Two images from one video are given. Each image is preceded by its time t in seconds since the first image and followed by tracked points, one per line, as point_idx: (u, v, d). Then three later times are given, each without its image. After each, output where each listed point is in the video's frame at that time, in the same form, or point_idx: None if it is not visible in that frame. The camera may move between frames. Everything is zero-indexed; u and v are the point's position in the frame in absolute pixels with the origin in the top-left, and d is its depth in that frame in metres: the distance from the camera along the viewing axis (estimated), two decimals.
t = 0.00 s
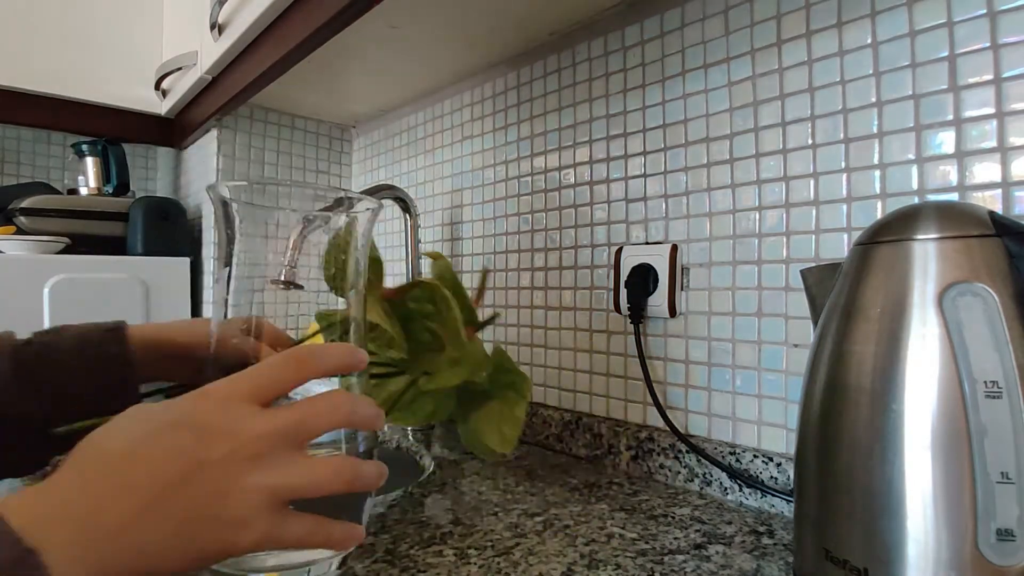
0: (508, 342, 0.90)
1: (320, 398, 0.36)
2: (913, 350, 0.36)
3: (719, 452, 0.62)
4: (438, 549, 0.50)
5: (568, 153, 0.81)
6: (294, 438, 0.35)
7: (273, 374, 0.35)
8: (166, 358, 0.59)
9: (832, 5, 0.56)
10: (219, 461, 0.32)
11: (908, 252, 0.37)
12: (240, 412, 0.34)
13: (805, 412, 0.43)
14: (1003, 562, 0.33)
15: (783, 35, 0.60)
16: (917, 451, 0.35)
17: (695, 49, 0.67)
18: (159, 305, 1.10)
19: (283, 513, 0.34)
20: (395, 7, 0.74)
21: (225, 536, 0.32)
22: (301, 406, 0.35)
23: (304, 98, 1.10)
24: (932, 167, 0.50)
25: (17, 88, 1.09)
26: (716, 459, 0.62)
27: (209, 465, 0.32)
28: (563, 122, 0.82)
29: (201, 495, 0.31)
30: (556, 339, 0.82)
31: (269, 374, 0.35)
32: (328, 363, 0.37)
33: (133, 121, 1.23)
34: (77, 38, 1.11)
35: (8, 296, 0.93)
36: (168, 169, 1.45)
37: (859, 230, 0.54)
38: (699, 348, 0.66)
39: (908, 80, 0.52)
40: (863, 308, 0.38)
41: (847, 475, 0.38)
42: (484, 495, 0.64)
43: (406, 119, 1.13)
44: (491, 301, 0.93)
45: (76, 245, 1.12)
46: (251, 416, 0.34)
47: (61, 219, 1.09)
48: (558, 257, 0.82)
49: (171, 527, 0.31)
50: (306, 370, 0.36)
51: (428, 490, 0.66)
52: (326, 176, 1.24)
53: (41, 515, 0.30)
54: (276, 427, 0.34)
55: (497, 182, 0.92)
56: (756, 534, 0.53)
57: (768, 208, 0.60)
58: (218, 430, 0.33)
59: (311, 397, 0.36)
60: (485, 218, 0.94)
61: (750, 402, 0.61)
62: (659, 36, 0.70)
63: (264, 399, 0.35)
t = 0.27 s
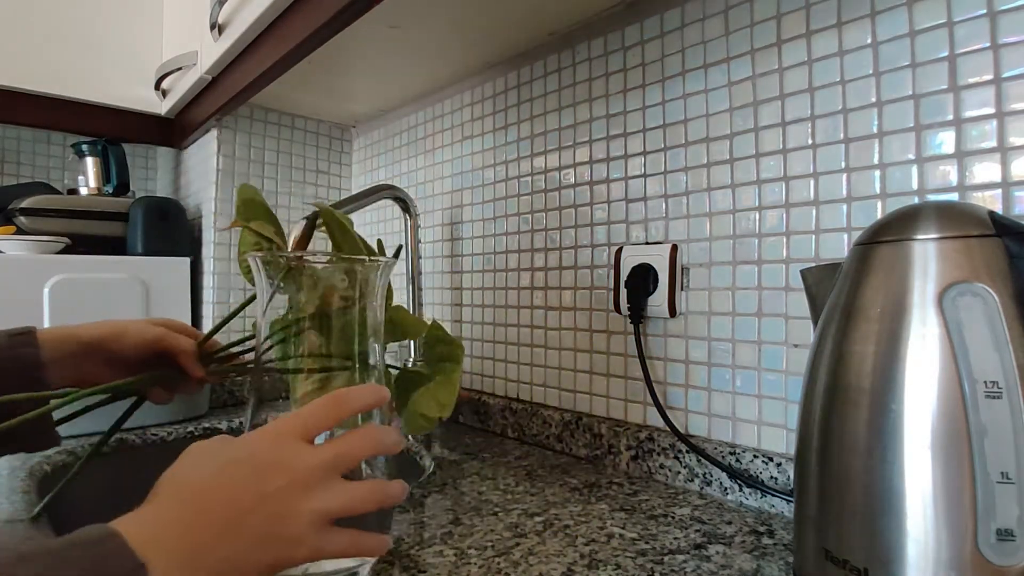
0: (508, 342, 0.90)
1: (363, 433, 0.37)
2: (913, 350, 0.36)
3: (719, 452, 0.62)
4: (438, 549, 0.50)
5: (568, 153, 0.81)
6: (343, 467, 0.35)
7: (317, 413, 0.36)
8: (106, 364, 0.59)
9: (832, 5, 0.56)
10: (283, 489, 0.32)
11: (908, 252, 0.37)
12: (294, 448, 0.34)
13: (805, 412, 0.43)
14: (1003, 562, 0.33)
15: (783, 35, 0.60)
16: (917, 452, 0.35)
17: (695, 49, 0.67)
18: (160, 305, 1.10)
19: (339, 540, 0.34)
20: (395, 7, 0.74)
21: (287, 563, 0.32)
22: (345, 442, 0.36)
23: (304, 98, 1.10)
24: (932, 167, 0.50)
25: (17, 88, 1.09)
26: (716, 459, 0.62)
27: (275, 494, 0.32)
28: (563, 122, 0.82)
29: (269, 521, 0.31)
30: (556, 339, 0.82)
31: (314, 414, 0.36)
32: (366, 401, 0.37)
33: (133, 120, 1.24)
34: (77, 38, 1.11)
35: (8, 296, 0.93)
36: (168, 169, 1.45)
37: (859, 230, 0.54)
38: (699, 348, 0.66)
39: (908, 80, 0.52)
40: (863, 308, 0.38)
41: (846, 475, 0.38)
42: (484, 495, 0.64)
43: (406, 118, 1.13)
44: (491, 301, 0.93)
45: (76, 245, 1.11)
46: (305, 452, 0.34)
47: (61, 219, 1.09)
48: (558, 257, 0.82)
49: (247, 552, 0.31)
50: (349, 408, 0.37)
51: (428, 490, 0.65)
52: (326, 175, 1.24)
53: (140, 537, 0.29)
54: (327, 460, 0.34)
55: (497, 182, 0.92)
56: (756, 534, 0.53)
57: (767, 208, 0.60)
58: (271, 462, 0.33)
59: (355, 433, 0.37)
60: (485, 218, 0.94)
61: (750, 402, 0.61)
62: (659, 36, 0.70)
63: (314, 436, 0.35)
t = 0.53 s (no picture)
0: (508, 343, 0.90)
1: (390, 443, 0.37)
2: (913, 349, 0.36)
3: (719, 452, 0.62)
4: (438, 549, 0.50)
5: (568, 153, 0.81)
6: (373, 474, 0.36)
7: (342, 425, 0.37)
8: (95, 360, 0.58)
9: (832, 5, 0.56)
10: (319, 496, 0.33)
11: (908, 252, 0.37)
12: (328, 457, 0.35)
13: (805, 412, 0.43)
14: (1003, 562, 0.33)
15: (783, 35, 0.60)
16: (917, 452, 0.35)
17: (695, 49, 0.67)
18: (160, 305, 1.10)
19: (372, 542, 0.34)
20: (395, 8, 0.74)
21: (323, 564, 0.33)
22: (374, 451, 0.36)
23: (304, 98, 1.10)
24: (932, 167, 0.50)
25: (17, 88, 1.09)
26: (716, 459, 0.62)
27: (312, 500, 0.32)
28: (563, 122, 0.82)
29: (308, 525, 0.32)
30: (556, 339, 0.82)
31: (343, 425, 0.37)
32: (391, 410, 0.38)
33: (133, 120, 1.24)
34: (77, 38, 1.11)
35: (8, 296, 0.93)
36: (168, 169, 1.45)
37: (859, 230, 0.54)
38: (699, 348, 0.66)
39: (908, 80, 0.52)
40: (863, 308, 0.38)
41: (846, 475, 0.38)
42: (484, 495, 0.64)
43: (406, 119, 1.13)
44: (491, 301, 0.93)
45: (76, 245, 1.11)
46: (338, 460, 0.35)
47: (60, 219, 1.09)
48: (558, 257, 0.82)
49: (288, 555, 0.31)
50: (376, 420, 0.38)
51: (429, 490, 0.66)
52: (327, 175, 1.24)
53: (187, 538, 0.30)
54: (358, 468, 0.35)
55: (498, 182, 0.92)
56: (756, 534, 0.53)
57: (768, 208, 0.60)
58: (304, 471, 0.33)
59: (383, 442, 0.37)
60: (485, 218, 0.94)
61: (750, 402, 0.61)
62: (659, 36, 0.70)
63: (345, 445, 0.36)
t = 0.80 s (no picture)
0: (508, 343, 0.90)
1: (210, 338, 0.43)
2: (913, 349, 0.36)
3: (719, 452, 0.62)
4: (438, 549, 0.50)
5: (568, 153, 0.81)
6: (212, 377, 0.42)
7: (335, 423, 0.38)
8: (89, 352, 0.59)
9: (832, 5, 0.56)
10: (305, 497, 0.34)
11: (908, 252, 0.37)
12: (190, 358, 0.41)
13: (804, 411, 0.43)
14: (1003, 562, 0.33)
15: (783, 35, 0.60)
16: (917, 452, 0.35)
17: (695, 49, 0.67)
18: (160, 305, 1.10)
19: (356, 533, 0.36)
20: (395, 8, 0.74)
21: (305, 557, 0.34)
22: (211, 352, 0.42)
23: (303, 98, 1.10)
24: (932, 167, 0.50)
25: (17, 88, 1.09)
26: (716, 459, 0.62)
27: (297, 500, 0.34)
28: (563, 122, 0.82)
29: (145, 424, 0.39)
30: (556, 339, 0.82)
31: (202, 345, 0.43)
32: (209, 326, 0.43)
33: (133, 121, 1.24)
34: (77, 38, 1.11)
35: (8, 296, 0.93)
36: (168, 169, 1.45)
37: (859, 230, 0.54)
38: (699, 348, 0.66)
39: (908, 79, 0.52)
40: (863, 308, 0.38)
41: (846, 475, 0.38)
42: (484, 495, 0.64)
43: (406, 119, 1.13)
44: (491, 301, 0.93)
45: (76, 245, 1.12)
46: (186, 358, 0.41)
47: (60, 219, 1.09)
48: (558, 257, 0.82)
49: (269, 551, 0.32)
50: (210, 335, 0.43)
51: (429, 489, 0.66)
52: (327, 175, 1.24)
53: (65, 450, 0.37)
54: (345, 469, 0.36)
55: (498, 182, 0.92)
56: (756, 534, 0.53)
57: (768, 208, 0.60)
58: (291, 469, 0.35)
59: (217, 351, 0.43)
60: (485, 218, 0.94)
61: (751, 402, 0.61)
62: (659, 36, 0.70)
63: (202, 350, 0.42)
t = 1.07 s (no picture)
0: (508, 343, 0.90)
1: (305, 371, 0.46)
2: (913, 349, 0.36)
3: (719, 452, 0.62)
4: (438, 549, 0.50)
5: (568, 153, 0.81)
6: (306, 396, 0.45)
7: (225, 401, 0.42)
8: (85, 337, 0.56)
9: (832, 5, 0.56)
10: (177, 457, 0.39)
11: (908, 252, 0.37)
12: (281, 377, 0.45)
13: (804, 411, 0.43)
14: (1003, 562, 0.33)
15: (783, 35, 0.60)
16: (917, 452, 0.35)
17: (695, 50, 0.67)
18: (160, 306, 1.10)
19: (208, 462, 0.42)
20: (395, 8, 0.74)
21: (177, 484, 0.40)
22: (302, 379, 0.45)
23: (303, 98, 1.10)
24: (932, 167, 0.50)
25: (17, 88, 1.09)
26: (716, 459, 0.62)
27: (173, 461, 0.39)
28: (563, 123, 0.82)
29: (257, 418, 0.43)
30: (556, 339, 0.82)
31: (266, 359, 0.45)
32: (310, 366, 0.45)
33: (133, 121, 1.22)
34: (77, 38, 1.11)
35: (8, 296, 0.94)
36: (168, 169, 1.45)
37: (859, 230, 0.54)
38: (699, 348, 0.66)
39: (908, 79, 0.52)
40: (863, 309, 0.38)
41: (846, 475, 0.38)
42: (484, 495, 0.64)
43: (406, 119, 1.13)
44: (491, 301, 0.93)
45: (76, 245, 1.12)
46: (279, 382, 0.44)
47: (61, 219, 1.09)
48: (558, 257, 0.82)
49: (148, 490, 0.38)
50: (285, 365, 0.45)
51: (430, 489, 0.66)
52: (327, 175, 1.24)
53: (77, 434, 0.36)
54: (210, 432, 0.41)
55: (498, 182, 0.92)
56: (756, 534, 0.53)
57: (768, 208, 0.60)
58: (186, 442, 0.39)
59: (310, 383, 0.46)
60: (485, 218, 0.94)
61: (751, 402, 0.61)
62: (659, 36, 0.70)
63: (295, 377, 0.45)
